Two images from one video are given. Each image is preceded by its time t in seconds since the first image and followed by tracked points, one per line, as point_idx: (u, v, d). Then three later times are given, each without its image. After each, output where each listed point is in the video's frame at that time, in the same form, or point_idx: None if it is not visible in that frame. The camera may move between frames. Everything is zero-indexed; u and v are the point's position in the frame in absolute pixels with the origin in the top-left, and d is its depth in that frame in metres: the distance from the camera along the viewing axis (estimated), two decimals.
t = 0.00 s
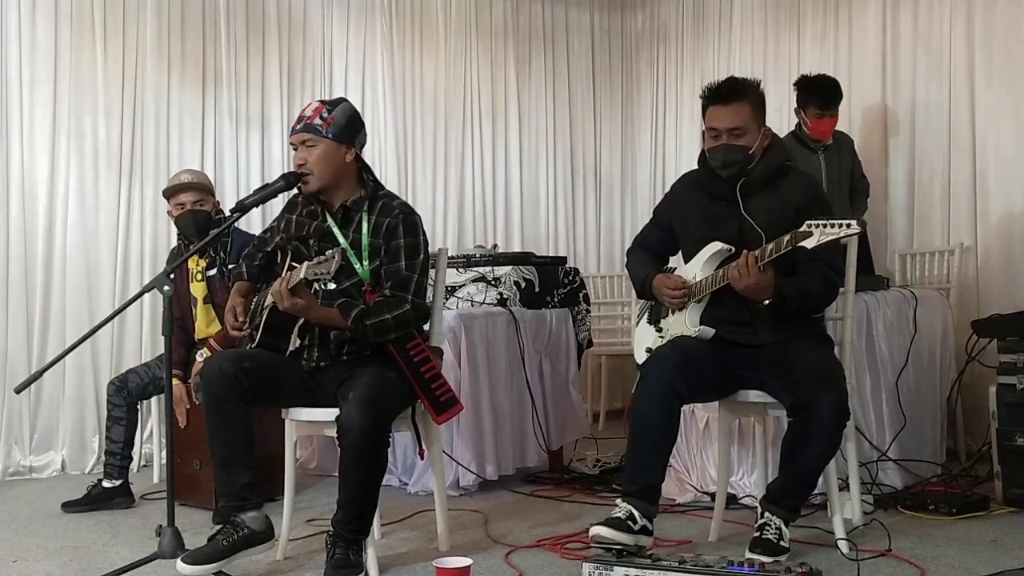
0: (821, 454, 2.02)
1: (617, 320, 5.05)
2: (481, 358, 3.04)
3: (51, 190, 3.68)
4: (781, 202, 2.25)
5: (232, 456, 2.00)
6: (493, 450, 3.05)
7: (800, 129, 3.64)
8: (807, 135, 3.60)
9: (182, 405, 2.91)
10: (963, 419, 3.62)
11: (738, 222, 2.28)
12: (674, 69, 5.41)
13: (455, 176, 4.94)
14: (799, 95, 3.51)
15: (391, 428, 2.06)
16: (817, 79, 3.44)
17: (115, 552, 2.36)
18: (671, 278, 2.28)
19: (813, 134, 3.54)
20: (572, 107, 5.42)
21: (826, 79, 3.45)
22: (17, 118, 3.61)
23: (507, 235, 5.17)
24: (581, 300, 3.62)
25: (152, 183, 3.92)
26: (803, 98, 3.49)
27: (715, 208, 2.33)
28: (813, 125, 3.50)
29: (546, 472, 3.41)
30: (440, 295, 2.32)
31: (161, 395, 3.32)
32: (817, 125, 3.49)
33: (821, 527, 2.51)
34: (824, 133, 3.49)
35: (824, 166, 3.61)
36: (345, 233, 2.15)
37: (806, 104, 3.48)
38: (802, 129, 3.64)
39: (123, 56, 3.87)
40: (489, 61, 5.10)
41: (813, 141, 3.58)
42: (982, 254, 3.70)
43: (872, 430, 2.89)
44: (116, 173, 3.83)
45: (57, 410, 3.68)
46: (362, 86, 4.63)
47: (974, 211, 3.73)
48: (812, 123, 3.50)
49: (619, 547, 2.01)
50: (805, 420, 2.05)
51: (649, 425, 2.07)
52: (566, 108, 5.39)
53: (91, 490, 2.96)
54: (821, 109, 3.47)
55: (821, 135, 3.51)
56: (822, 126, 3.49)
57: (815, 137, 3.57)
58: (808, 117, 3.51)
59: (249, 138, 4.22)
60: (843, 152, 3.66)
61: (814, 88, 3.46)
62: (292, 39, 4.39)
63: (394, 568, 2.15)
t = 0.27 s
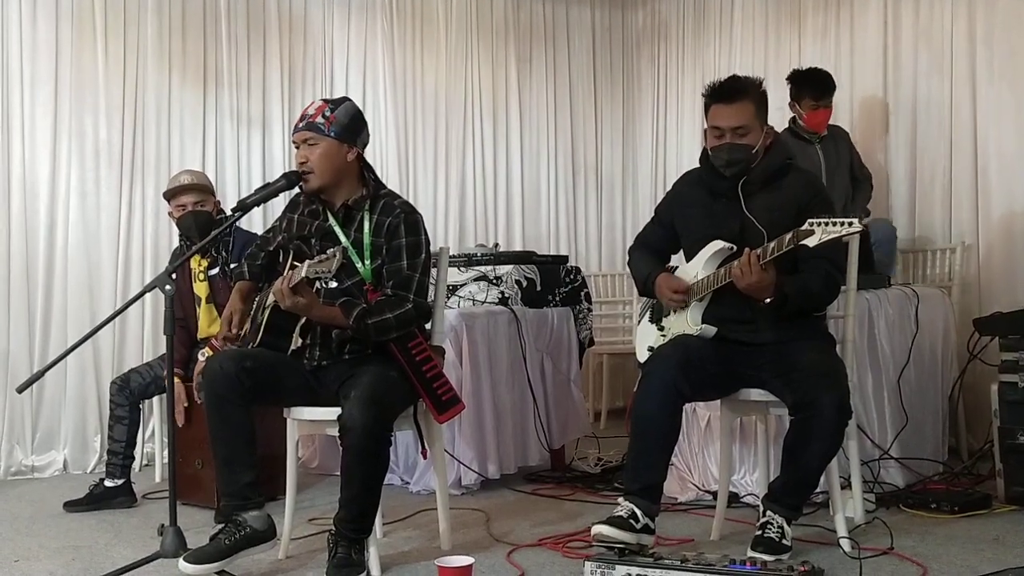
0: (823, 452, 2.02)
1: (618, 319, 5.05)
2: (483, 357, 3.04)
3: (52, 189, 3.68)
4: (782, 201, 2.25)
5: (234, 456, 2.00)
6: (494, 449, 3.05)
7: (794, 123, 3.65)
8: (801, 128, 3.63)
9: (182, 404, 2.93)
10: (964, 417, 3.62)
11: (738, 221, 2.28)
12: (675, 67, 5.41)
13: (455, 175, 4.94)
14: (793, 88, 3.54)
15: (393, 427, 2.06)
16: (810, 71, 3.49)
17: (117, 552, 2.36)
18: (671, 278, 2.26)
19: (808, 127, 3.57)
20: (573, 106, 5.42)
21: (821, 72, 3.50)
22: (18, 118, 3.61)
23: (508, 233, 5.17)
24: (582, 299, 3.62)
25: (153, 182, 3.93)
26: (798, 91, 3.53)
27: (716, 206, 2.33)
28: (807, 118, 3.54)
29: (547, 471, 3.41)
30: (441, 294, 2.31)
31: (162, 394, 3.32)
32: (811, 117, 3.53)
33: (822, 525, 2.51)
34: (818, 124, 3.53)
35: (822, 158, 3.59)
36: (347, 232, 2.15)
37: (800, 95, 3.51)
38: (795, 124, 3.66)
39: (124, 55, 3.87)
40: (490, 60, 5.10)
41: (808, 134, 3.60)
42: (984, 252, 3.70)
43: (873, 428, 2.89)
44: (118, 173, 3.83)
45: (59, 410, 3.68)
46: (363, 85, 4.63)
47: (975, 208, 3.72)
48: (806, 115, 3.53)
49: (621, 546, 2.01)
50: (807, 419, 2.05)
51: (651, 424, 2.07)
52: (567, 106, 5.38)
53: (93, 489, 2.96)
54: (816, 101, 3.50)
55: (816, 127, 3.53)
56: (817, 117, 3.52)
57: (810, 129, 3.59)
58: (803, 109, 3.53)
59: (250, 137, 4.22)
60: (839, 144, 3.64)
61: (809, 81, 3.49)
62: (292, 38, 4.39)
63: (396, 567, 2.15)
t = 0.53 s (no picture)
0: (822, 451, 2.02)
1: (617, 318, 5.05)
2: (482, 356, 3.04)
3: (51, 188, 3.68)
4: (782, 199, 2.25)
5: (234, 454, 2.00)
6: (494, 447, 3.05)
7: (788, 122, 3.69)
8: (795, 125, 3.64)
9: (183, 402, 2.92)
10: (964, 415, 3.62)
11: (738, 219, 2.28)
12: (675, 65, 5.40)
13: (455, 173, 4.94)
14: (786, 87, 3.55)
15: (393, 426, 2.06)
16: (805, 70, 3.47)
17: (117, 550, 2.36)
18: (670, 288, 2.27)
19: (803, 125, 3.59)
20: (573, 105, 5.41)
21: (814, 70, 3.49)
22: (18, 117, 3.61)
23: (508, 232, 5.16)
24: (582, 297, 3.62)
25: (153, 181, 3.92)
26: (792, 89, 3.52)
27: (716, 204, 2.33)
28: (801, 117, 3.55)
29: (547, 469, 3.41)
30: (441, 293, 2.31)
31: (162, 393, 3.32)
32: (805, 116, 3.54)
33: (822, 523, 2.51)
34: (812, 122, 3.54)
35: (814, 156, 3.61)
36: (347, 231, 2.15)
37: (794, 94, 3.51)
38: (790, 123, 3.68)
39: (123, 54, 3.87)
40: (490, 58, 5.09)
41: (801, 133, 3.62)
42: (983, 250, 3.70)
43: (873, 426, 2.89)
44: (117, 172, 3.83)
45: (59, 409, 3.68)
46: (362, 84, 4.63)
47: (974, 207, 3.73)
48: (801, 113, 3.54)
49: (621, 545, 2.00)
50: (807, 417, 2.05)
51: (650, 422, 2.07)
52: (567, 105, 5.38)
53: (93, 488, 2.96)
54: (810, 97, 3.49)
55: (811, 125, 3.55)
56: (810, 116, 3.53)
57: (804, 127, 3.60)
58: (797, 106, 3.53)
59: (249, 136, 4.22)
60: (834, 143, 3.64)
61: (804, 79, 3.48)
62: (291, 36, 4.38)
63: (396, 566, 2.15)
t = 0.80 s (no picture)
0: (820, 451, 2.02)
1: (616, 318, 5.05)
2: (480, 356, 3.04)
3: (49, 188, 3.68)
4: (780, 200, 2.25)
5: (232, 455, 2.00)
6: (492, 448, 3.05)
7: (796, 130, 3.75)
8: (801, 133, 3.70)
9: (181, 403, 2.92)
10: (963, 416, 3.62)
11: (736, 219, 2.28)
12: (673, 66, 5.40)
13: (453, 174, 4.94)
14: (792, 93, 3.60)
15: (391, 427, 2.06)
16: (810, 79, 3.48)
17: (115, 551, 2.36)
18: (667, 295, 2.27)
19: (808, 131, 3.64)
20: (571, 105, 5.42)
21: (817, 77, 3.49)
22: (16, 116, 3.61)
23: (506, 232, 5.16)
24: (580, 298, 3.62)
25: (151, 181, 3.92)
26: (796, 97, 3.56)
27: (714, 205, 2.33)
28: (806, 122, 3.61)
29: (545, 470, 3.41)
30: (439, 293, 2.31)
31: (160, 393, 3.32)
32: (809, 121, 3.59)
33: (820, 524, 2.51)
34: (816, 128, 3.59)
35: (817, 167, 3.67)
36: (345, 231, 2.15)
37: (798, 101, 3.56)
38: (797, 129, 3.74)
39: (121, 53, 3.87)
40: (488, 59, 5.10)
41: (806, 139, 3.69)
42: (981, 251, 3.70)
43: (871, 427, 2.89)
44: (115, 172, 3.82)
45: (56, 409, 3.67)
46: (360, 85, 4.63)
47: (972, 208, 3.73)
48: (805, 119, 3.59)
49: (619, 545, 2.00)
50: (805, 417, 2.05)
51: (648, 422, 2.07)
52: (565, 105, 5.38)
53: (90, 488, 2.96)
54: (813, 105, 3.54)
55: (815, 131, 3.61)
56: (814, 122, 3.58)
57: (808, 135, 3.66)
58: (801, 112, 3.59)
59: (248, 136, 4.22)
60: (839, 155, 3.66)
61: (807, 87, 3.50)
62: (290, 36, 4.38)
63: (393, 566, 2.15)
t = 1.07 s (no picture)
0: (821, 455, 2.02)
1: (617, 321, 5.05)
2: (481, 358, 3.04)
3: (51, 189, 3.68)
4: (782, 204, 2.25)
5: (232, 456, 2.00)
6: (493, 450, 3.05)
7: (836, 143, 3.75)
8: (842, 146, 3.69)
9: (182, 404, 2.90)
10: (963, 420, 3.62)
11: (738, 223, 2.28)
12: (675, 69, 5.41)
13: (455, 176, 4.94)
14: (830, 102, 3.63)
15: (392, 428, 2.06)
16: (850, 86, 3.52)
17: (115, 551, 2.36)
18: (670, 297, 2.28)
19: (847, 142, 3.63)
20: (573, 108, 5.42)
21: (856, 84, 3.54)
22: (18, 117, 3.62)
23: (508, 235, 5.17)
24: (581, 300, 3.62)
25: (152, 181, 3.93)
26: (834, 105, 3.59)
27: (715, 209, 2.33)
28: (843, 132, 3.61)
29: (546, 472, 3.41)
30: (441, 295, 2.32)
31: (161, 394, 3.32)
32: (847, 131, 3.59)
33: (820, 528, 2.51)
34: (854, 138, 3.58)
35: (852, 182, 3.63)
36: (346, 233, 2.15)
37: (835, 110, 3.58)
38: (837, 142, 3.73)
39: (124, 54, 3.87)
40: (490, 61, 5.10)
41: (845, 150, 3.67)
42: (983, 255, 3.70)
43: (872, 431, 2.89)
44: (117, 173, 3.83)
45: (57, 409, 3.68)
46: (362, 87, 4.63)
47: (974, 211, 3.73)
48: (843, 128, 3.59)
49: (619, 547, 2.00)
50: (806, 420, 2.05)
51: (649, 425, 2.07)
52: (567, 108, 5.38)
53: (91, 489, 2.96)
54: (850, 114, 3.57)
55: (852, 142, 3.59)
56: (852, 132, 3.57)
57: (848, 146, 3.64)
58: (840, 122, 3.60)
59: (249, 138, 4.22)
60: (880, 167, 3.60)
61: (845, 95, 3.54)
62: (292, 38, 4.39)
63: (393, 568, 2.14)
